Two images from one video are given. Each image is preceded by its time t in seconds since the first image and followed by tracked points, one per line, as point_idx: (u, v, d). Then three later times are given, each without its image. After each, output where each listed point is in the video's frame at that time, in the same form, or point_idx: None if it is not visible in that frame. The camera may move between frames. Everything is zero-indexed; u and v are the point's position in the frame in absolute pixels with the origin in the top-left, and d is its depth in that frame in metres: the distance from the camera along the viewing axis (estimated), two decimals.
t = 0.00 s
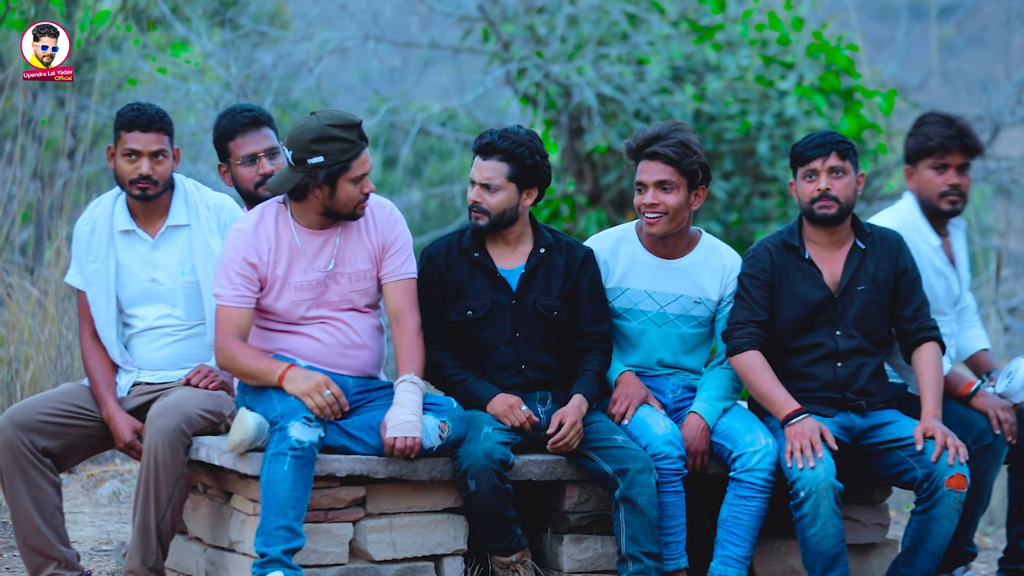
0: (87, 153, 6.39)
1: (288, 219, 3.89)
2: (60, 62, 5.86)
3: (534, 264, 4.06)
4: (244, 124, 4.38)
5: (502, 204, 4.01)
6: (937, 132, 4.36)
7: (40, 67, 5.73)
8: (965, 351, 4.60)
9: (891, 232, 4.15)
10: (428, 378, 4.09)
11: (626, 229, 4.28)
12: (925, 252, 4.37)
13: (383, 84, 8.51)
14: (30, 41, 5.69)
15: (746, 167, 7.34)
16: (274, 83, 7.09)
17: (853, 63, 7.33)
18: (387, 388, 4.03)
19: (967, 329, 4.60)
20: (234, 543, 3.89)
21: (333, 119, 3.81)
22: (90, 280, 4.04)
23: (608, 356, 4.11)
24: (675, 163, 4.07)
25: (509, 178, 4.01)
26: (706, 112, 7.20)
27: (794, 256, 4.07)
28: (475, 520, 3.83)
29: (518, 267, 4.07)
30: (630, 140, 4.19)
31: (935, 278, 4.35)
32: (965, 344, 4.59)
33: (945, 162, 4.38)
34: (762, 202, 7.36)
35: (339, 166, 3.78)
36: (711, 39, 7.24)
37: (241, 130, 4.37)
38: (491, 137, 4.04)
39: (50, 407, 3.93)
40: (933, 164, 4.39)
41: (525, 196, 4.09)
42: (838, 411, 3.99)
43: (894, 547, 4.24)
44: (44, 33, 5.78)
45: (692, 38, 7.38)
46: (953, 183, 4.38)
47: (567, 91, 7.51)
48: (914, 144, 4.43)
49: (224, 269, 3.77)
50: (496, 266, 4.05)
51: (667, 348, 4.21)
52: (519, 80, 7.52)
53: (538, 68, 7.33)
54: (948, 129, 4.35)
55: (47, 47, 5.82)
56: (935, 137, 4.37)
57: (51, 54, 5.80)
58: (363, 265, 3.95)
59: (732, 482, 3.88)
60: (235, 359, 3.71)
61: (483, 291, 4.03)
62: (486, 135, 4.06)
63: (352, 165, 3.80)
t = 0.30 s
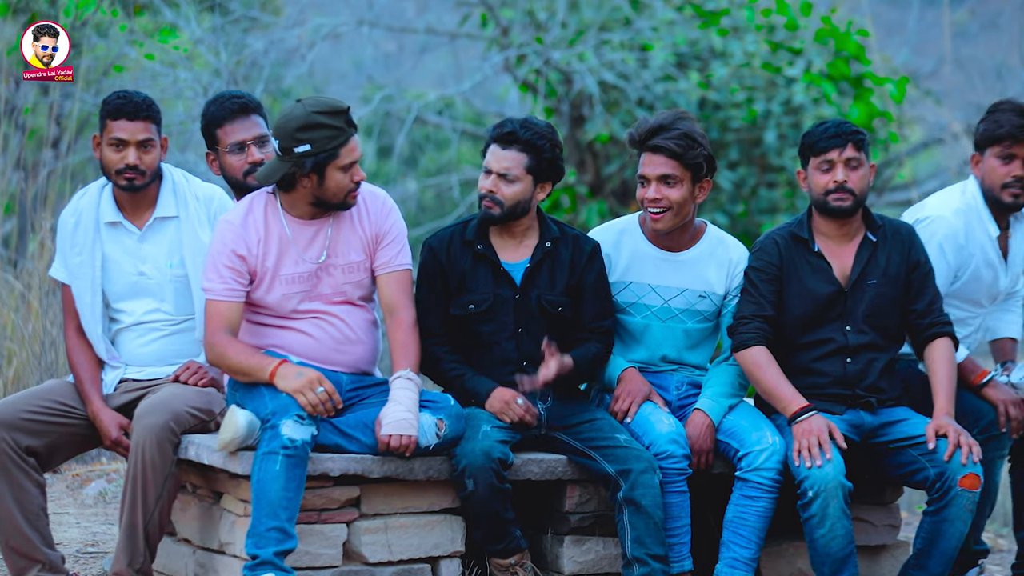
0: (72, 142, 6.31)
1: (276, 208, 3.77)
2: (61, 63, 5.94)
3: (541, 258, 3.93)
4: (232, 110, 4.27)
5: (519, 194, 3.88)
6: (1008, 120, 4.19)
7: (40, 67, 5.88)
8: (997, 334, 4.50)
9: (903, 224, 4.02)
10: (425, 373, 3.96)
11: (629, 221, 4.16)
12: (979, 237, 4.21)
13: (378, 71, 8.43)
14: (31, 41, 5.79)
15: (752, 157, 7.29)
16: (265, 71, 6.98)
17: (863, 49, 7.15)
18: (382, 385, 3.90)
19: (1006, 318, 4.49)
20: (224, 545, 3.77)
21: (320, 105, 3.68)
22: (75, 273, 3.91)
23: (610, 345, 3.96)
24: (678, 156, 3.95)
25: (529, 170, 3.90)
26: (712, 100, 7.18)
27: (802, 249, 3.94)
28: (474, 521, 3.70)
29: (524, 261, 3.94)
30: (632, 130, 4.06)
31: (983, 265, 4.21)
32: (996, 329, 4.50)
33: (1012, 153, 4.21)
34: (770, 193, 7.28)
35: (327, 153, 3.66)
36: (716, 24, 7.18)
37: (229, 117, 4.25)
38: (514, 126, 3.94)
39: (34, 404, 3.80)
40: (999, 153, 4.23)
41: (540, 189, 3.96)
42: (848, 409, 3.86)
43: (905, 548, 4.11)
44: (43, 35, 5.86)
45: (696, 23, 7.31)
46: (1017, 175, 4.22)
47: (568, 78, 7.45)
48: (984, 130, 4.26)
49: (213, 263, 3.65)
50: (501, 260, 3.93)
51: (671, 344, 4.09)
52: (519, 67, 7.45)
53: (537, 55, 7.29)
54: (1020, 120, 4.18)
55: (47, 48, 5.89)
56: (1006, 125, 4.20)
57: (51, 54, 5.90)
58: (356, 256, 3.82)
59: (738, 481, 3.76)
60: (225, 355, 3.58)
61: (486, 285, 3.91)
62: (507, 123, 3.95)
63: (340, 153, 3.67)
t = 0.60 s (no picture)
0: (68, 135, 6.29)
1: (273, 203, 3.73)
2: (60, 62, 5.91)
3: (547, 248, 3.90)
4: (228, 104, 4.24)
5: (529, 206, 3.81)
6: (941, 119, 4.29)
7: (40, 67, 5.85)
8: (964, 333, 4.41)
9: (904, 216, 3.99)
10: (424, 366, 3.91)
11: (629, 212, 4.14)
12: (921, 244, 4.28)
13: (376, 64, 8.41)
14: (31, 42, 5.76)
15: (754, 149, 7.27)
16: (262, 62, 6.94)
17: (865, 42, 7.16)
18: (381, 379, 3.87)
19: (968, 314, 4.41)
20: (221, 541, 3.73)
21: (314, 98, 3.64)
22: (71, 267, 3.88)
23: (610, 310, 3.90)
24: (704, 150, 3.94)
25: (542, 182, 3.81)
26: (712, 93, 7.16)
27: (804, 244, 3.91)
28: (473, 517, 3.67)
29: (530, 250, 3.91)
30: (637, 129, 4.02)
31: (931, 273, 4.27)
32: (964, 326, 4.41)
33: (949, 151, 4.30)
34: (771, 186, 7.26)
35: (321, 147, 3.62)
36: (717, 16, 7.14)
37: (225, 111, 4.22)
38: (535, 136, 3.83)
39: (29, 399, 3.77)
40: (935, 151, 4.31)
41: (551, 200, 3.89)
42: (850, 404, 3.83)
43: (907, 544, 4.08)
44: (44, 34, 5.82)
45: (697, 15, 7.27)
46: (955, 172, 4.30)
47: (567, 71, 7.41)
48: (918, 129, 4.35)
49: (209, 256, 3.62)
50: (505, 251, 3.89)
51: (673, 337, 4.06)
52: (518, 59, 7.43)
53: (537, 46, 7.29)
54: (954, 117, 4.27)
55: (47, 48, 5.84)
56: (940, 124, 4.29)
57: (51, 54, 5.87)
58: (353, 248, 3.79)
59: (739, 477, 3.73)
60: (221, 349, 3.55)
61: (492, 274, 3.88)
62: (530, 133, 3.84)
63: (334, 146, 3.63)
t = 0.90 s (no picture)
0: (67, 129, 6.30)
1: (274, 197, 3.72)
2: (60, 62, 5.90)
3: (546, 245, 3.88)
4: (228, 99, 4.23)
5: (524, 185, 3.83)
6: (888, 95, 4.36)
7: (40, 67, 5.83)
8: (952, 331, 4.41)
9: (902, 210, 3.99)
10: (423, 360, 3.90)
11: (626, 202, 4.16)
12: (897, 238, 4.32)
13: (376, 58, 8.40)
14: (31, 41, 5.75)
15: (755, 144, 7.27)
16: (261, 57, 6.95)
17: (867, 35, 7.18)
18: (381, 374, 3.86)
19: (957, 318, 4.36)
20: (221, 536, 3.73)
21: (311, 88, 3.65)
22: (71, 262, 3.88)
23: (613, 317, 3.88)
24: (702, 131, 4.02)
25: (535, 161, 3.84)
26: (713, 87, 7.15)
27: (799, 239, 3.90)
28: (473, 512, 3.66)
29: (528, 246, 3.90)
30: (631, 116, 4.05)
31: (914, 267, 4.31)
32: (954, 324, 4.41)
33: (898, 127, 4.38)
34: (771, 180, 7.28)
35: (320, 136, 3.62)
36: (718, 10, 7.13)
37: (225, 106, 4.22)
38: (522, 116, 3.88)
39: (28, 394, 3.76)
40: (886, 129, 4.38)
41: (546, 180, 3.90)
42: (850, 398, 3.83)
43: (907, 539, 4.08)
44: (44, 33, 5.82)
45: (697, 9, 7.26)
46: (908, 146, 4.38)
47: (568, 65, 7.41)
48: (865, 110, 4.39)
49: (208, 251, 3.61)
50: (505, 245, 3.88)
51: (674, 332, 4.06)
52: (518, 53, 7.44)
53: (539, 41, 7.29)
54: (897, 91, 4.36)
55: (47, 48, 5.84)
56: (888, 101, 4.36)
57: (52, 54, 5.86)
58: (354, 243, 3.78)
59: (739, 471, 3.72)
60: (220, 344, 3.54)
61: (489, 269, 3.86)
62: (516, 114, 3.90)
63: (333, 136, 3.64)
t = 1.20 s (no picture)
0: (67, 126, 6.30)
1: (271, 191, 3.72)
2: (60, 61, 5.90)
3: (540, 240, 3.89)
4: (227, 94, 4.23)
5: (514, 178, 3.84)
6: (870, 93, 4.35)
7: (40, 67, 5.82)
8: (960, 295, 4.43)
9: (899, 204, 3.98)
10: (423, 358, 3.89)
11: (628, 192, 4.16)
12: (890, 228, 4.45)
13: (375, 56, 8.41)
14: (31, 41, 5.75)
15: (755, 139, 7.27)
16: (261, 53, 6.97)
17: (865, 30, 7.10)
18: (380, 371, 3.86)
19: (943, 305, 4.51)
20: (221, 532, 3.73)
21: (309, 87, 3.62)
22: (71, 258, 3.87)
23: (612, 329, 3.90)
24: (695, 130, 3.96)
25: (522, 153, 3.85)
26: (712, 83, 7.14)
27: (794, 235, 3.91)
28: (472, 508, 3.65)
29: (523, 242, 3.90)
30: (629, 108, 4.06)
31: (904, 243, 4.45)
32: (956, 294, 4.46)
33: (881, 123, 4.37)
34: (771, 176, 7.28)
35: (304, 135, 3.59)
36: (718, 6, 7.14)
37: (224, 101, 4.22)
38: (506, 109, 3.88)
39: (28, 390, 3.76)
40: (870, 126, 4.36)
41: (535, 172, 3.92)
42: (849, 392, 3.82)
43: (908, 535, 4.08)
44: (44, 33, 5.82)
45: (697, 5, 7.27)
46: (890, 142, 4.38)
47: (567, 61, 7.41)
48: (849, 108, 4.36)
49: (208, 248, 3.59)
50: (500, 243, 3.88)
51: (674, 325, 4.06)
52: (518, 50, 7.44)
53: (538, 36, 7.31)
54: (876, 88, 4.37)
55: (47, 48, 5.84)
56: (869, 98, 4.36)
57: (51, 54, 5.85)
58: (353, 241, 3.78)
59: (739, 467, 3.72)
60: (215, 320, 3.48)
61: (486, 268, 3.85)
62: (501, 107, 3.89)
63: (317, 138, 3.59)
